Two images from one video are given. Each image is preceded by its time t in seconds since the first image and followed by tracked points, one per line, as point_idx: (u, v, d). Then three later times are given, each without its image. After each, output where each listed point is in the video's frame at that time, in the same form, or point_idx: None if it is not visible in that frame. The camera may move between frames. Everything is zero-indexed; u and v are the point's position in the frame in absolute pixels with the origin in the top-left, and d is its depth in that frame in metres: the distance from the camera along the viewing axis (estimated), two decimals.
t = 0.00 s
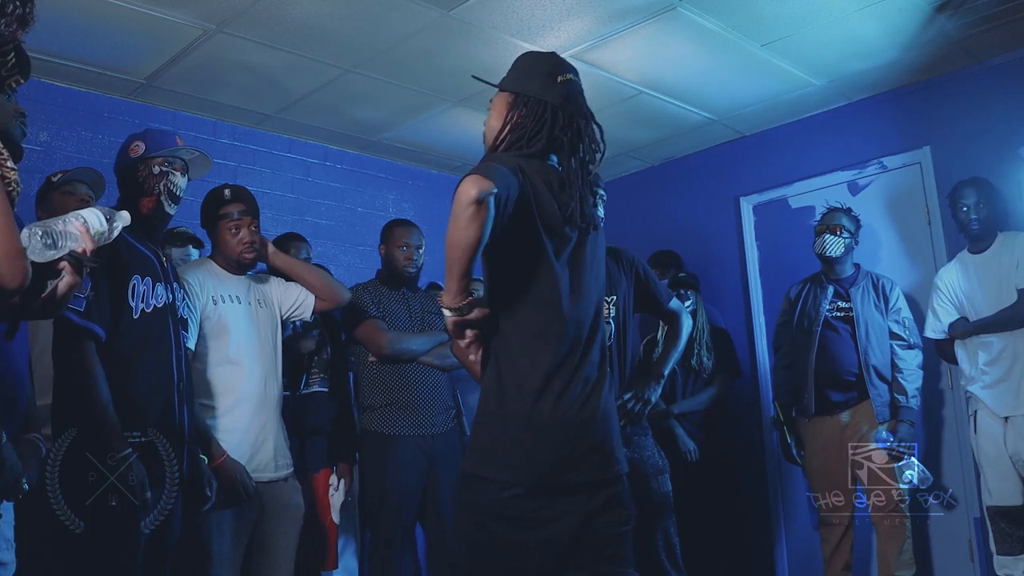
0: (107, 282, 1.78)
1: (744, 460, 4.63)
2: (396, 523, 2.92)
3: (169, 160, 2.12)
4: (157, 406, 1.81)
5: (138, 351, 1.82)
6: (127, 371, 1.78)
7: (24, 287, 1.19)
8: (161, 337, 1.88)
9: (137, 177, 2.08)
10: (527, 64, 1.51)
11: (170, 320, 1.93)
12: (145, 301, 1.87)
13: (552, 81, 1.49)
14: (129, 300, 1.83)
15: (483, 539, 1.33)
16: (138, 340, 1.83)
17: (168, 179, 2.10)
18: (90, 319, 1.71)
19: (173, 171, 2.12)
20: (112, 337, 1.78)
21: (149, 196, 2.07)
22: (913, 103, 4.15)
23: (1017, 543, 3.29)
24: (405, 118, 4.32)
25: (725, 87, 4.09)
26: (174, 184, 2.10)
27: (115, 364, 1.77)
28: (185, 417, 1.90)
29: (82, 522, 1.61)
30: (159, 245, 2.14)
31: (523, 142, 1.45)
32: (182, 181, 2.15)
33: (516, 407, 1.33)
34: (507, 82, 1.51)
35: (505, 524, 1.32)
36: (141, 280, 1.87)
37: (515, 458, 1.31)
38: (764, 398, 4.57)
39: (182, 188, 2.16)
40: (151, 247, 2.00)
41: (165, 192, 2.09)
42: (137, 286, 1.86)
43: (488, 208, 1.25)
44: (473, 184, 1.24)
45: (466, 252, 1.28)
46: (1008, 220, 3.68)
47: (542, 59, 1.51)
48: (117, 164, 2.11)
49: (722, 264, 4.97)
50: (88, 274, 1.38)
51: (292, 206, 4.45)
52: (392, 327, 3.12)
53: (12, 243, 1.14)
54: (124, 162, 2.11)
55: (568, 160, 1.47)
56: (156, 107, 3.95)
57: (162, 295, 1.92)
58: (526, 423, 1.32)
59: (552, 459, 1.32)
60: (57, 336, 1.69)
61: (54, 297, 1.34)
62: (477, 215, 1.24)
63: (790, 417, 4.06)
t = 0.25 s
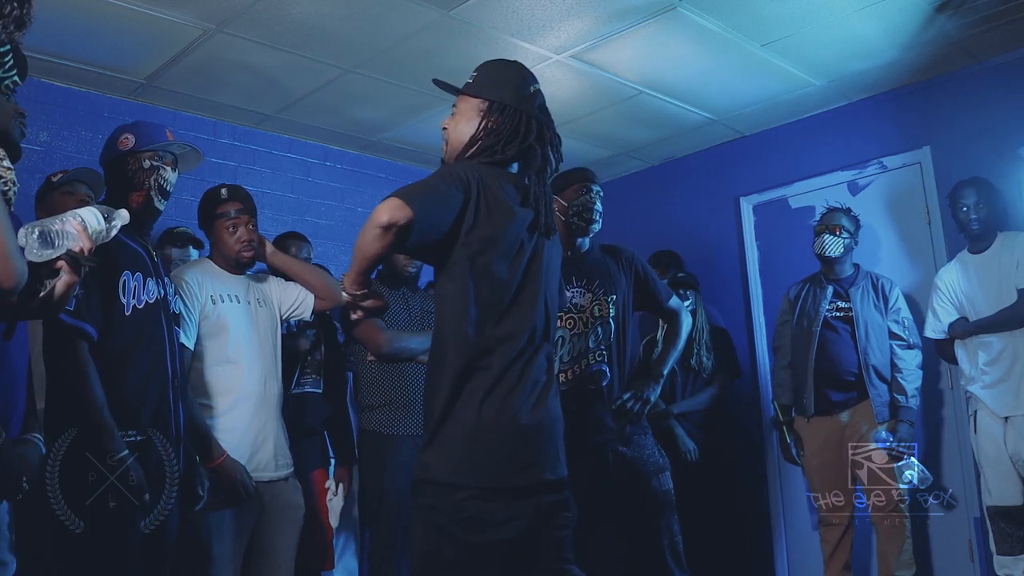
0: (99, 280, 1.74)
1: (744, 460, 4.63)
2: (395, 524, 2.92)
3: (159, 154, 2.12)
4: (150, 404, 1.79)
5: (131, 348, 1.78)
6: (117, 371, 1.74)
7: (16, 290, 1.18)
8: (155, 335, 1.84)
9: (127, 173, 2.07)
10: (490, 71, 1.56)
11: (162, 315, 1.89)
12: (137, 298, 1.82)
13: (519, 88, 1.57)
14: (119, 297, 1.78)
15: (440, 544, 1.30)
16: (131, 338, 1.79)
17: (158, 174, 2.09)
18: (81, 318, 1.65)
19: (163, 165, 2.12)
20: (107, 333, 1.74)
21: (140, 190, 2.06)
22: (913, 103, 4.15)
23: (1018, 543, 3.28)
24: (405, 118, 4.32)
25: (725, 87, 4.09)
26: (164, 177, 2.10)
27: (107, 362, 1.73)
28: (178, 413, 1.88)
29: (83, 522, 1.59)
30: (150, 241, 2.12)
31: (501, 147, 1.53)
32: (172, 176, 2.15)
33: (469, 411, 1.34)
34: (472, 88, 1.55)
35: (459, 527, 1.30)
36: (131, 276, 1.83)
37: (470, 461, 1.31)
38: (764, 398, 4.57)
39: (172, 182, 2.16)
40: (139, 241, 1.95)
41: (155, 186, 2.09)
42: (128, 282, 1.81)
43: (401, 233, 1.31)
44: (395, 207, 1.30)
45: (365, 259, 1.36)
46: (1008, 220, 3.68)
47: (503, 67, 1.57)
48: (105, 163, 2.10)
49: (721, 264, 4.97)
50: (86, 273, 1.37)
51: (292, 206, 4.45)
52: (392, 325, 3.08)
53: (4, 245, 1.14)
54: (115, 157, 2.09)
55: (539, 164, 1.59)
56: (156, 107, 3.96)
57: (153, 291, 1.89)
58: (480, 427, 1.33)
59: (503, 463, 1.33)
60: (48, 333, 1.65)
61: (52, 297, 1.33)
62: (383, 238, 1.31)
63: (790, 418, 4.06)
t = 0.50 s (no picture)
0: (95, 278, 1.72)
1: (744, 460, 4.63)
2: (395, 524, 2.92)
3: (155, 152, 2.11)
4: (146, 404, 1.77)
5: (127, 347, 1.76)
6: (113, 369, 1.72)
7: (13, 289, 1.23)
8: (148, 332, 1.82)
9: (121, 168, 2.06)
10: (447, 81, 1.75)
11: (158, 315, 1.88)
12: (129, 293, 1.80)
13: (485, 90, 1.76)
14: (117, 296, 1.77)
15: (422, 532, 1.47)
16: (128, 339, 1.77)
17: (154, 171, 2.09)
18: (79, 315, 1.64)
19: (159, 162, 2.12)
20: (103, 331, 1.72)
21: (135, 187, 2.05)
22: (913, 103, 4.16)
23: (1018, 543, 3.28)
24: (405, 118, 4.32)
25: (725, 87, 4.09)
26: (159, 175, 2.10)
27: (104, 360, 1.71)
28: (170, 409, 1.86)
29: (82, 522, 1.58)
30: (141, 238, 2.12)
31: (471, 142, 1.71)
32: (167, 173, 2.15)
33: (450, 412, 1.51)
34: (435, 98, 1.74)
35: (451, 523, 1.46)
36: (128, 274, 1.81)
37: (457, 461, 1.48)
38: (764, 398, 4.57)
39: (166, 180, 2.16)
40: (134, 239, 1.94)
41: (150, 184, 2.08)
42: (124, 280, 1.79)
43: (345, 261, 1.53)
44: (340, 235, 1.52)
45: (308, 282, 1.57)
46: (1008, 220, 3.68)
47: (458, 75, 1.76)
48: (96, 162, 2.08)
49: (721, 263, 4.97)
50: (84, 270, 1.38)
51: (292, 206, 4.45)
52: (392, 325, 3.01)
53: None
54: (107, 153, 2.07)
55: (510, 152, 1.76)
56: (155, 107, 3.96)
57: (149, 289, 1.87)
58: (462, 427, 1.50)
59: (483, 460, 1.50)
60: (46, 332, 1.63)
61: (50, 299, 1.34)
62: (330, 265, 1.53)
63: (790, 417, 4.07)
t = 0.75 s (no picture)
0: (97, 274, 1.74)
1: (744, 460, 4.62)
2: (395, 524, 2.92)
3: (157, 153, 2.11)
4: (146, 404, 1.74)
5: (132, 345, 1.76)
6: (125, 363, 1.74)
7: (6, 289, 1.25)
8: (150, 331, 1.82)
9: (121, 167, 2.06)
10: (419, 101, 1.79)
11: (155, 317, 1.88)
12: (133, 294, 1.81)
13: (461, 108, 1.80)
14: (119, 295, 1.77)
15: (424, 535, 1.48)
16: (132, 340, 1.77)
17: (155, 174, 2.10)
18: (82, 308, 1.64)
19: (160, 164, 2.12)
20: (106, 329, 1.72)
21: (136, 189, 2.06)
22: (913, 102, 4.16)
23: (1019, 543, 3.28)
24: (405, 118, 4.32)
25: (725, 87, 4.09)
26: (160, 178, 2.12)
27: (109, 358, 1.70)
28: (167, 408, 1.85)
29: (82, 522, 1.57)
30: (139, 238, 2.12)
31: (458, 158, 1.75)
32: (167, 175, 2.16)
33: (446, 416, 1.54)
34: (411, 121, 1.78)
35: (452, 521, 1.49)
36: (132, 273, 1.82)
37: (459, 463, 1.51)
38: (764, 398, 4.57)
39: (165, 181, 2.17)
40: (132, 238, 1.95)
41: (151, 186, 2.09)
42: (128, 279, 1.81)
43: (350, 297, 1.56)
44: (345, 272, 1.54)
45: (312, 324, 1.57)
46: (1008, 220, 3.68)
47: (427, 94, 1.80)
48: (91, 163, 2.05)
49: (721, 263, 4.97)
50: (82, 271, 1.39)
51: (292, 206, 4.45)
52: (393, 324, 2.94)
53: None
54: (111, 152, 2.06)
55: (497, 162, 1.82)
56: (155, 107, 3.96)
57: (149, 290, 1.88)
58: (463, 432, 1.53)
59: (481, 461, 1.54)
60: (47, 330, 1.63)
61: (48, 300, 1.34)
62: (336, 298, 1.55)
63: (791, 417, 4.07)
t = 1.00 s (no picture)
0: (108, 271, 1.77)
1: (744, 460, 4.62)
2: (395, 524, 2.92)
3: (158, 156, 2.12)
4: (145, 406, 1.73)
5: (136, 345, 1.77)
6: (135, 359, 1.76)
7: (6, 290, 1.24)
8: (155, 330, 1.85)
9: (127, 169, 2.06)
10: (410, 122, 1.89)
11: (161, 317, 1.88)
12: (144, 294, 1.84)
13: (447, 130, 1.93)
14: (128, 295, 1.80)
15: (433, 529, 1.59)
16: (140, 341, 1.78)
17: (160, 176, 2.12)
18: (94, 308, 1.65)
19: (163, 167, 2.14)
20: (120, 327, 1.75)
21: (144, 194, 2.08)
22: (913, 102, 4.16)
23: (1019, 543, 3.28)
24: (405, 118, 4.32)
25: (725, 87, 4.09)
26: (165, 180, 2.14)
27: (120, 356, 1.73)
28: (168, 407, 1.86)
29: (82, 522, 1.56)
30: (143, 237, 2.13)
31: (461, 178, 1.91)
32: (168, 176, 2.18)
33: (444, 422, 1.63)
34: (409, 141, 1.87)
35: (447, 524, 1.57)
36: (141, 274, 1.85)
37: (465, 462, 1.62)
38: (764, 398, 4.56)
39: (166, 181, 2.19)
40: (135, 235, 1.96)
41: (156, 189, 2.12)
42: (136, 279, 1.83)
43: (400, 336, 1.66)
44: (392, 312, 1.65)
45: (369, 363, 1.65)
46: (1008, 220, 3.68)
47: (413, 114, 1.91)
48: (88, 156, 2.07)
49: (721, 263, 4.97)
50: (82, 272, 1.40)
51: (292, 206, 4.44)
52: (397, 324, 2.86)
53: None
54: (113, 154, 2.06)
55: (483, 181, 1.99)
56: (155, 107, 3.96)
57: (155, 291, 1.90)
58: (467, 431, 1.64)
59: (481, 456, 1.63)
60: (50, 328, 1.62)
61: (47, 300, 1.35)
62: (390, 339, 1.65)
63: (791, 417, 4.06)
